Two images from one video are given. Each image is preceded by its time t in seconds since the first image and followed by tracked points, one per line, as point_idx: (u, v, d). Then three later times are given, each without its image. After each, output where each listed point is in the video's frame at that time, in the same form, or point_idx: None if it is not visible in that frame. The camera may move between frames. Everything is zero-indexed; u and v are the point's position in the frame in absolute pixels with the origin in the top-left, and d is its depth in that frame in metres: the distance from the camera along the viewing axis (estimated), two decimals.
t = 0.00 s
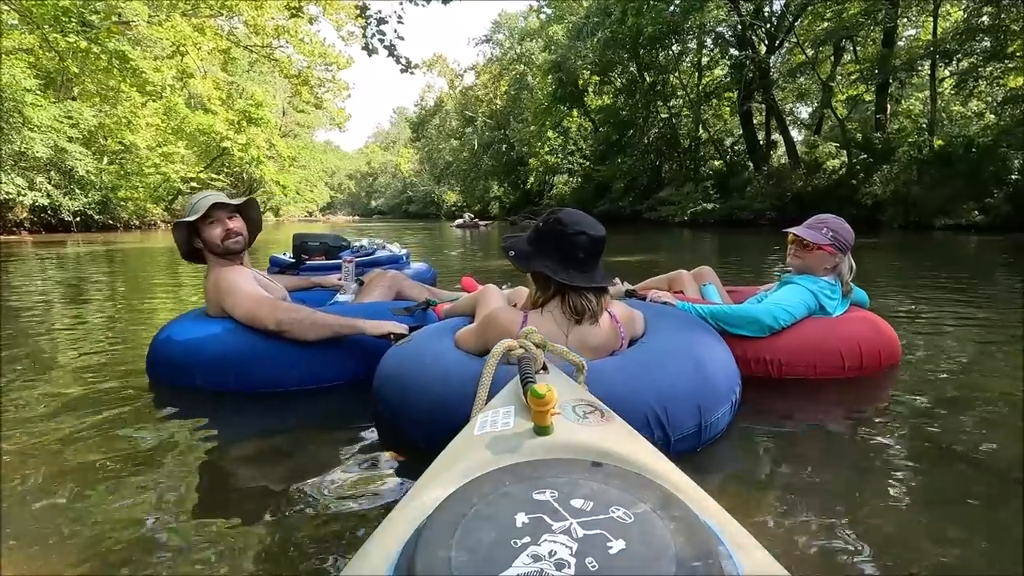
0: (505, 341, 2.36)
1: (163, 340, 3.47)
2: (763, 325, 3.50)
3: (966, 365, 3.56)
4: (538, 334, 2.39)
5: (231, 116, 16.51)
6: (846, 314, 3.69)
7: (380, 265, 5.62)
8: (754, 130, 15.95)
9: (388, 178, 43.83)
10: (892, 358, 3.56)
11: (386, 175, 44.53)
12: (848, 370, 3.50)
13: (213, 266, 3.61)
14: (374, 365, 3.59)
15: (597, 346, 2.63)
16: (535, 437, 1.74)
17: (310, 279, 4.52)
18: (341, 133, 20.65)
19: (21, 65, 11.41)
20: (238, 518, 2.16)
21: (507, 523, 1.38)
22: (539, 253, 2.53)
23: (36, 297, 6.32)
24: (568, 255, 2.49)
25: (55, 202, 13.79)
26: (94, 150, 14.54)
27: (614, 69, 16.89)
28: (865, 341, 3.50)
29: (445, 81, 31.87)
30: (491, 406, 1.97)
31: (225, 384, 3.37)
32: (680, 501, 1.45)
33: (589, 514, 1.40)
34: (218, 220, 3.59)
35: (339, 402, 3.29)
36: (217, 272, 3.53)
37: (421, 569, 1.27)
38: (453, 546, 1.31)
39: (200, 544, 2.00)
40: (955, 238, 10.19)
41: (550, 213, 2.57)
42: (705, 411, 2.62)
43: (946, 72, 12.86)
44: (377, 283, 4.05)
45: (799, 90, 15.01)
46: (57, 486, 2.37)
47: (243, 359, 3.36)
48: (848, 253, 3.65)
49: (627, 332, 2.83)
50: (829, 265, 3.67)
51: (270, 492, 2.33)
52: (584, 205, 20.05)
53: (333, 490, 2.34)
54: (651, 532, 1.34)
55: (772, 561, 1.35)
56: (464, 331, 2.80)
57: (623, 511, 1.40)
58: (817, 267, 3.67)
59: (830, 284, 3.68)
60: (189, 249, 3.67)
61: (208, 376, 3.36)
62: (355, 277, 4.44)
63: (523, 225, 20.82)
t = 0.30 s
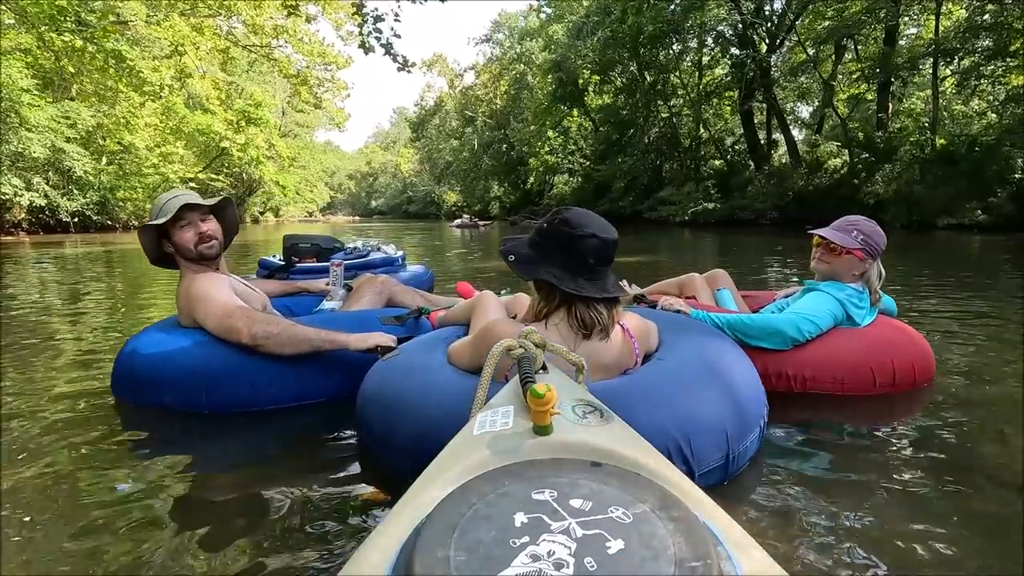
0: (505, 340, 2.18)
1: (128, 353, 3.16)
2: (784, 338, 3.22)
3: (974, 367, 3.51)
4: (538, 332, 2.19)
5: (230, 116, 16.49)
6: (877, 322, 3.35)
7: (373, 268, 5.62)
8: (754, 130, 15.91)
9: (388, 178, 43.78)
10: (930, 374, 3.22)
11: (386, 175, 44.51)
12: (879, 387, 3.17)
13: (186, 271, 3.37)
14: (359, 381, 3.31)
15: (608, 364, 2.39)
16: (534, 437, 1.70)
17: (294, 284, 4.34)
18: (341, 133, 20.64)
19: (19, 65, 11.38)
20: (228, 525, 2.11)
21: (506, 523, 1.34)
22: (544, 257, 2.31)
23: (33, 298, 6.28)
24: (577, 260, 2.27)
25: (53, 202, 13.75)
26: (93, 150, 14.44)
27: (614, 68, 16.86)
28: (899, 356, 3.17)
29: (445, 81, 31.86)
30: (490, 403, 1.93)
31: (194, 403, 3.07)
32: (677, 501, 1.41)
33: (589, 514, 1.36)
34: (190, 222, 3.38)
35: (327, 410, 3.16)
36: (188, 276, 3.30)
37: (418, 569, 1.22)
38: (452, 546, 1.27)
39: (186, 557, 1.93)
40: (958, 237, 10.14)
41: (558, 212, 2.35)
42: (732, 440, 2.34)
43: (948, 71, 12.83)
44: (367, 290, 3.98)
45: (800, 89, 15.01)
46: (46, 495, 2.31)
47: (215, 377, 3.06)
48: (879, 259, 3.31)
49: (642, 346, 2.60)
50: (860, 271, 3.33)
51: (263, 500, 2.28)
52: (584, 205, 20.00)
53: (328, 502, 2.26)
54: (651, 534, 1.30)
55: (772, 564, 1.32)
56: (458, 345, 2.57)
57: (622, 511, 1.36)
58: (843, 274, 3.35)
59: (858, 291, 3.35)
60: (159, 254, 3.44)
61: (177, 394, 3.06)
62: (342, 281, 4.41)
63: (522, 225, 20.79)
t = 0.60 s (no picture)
0: (499, 343, 2.14)
1: (86, 369, 2.93)
2: (812, 350, 3.07)
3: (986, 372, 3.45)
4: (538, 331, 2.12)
5: (230, 117, 16.49)
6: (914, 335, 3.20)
7: (367, 270, 5.59)
8: (756, 129, 15.86)
9: (388, 178, 43.73)
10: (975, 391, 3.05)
11: (386, 175, 44.49)
12: (919, 406, 3.00)
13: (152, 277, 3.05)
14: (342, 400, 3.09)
15: (618, 380, 2.29)
16: (534, 438, 1.66)
17: (279, 290, 4.28)
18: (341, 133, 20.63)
19: (17, 65, 11.37)
20: (226, 539, 2.09)
21: (506, 525, 1.30)
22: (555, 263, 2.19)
23: (32, 299, 6.26)
24: (590, 269, 2.15)
25: (51, 202, 13.74)
26: (93, 151, 14.49)
27: (615, 67, 16.82)
28: (941, 372, 3.00)
29: (445, 81, 31.84)
30: (490, 404, 1.89)
31: (159, 426, 2.84)
32: (677, 502, 1.38)
33: (588, 515, 1.33)
34: (156, 224, 3.05)
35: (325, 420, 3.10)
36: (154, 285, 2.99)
37: (420, 569, 1.19)
38: (453, 547, 1.24)
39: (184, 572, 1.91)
40: (962, 237, 10.07)
41: (572, 213, 2.21)
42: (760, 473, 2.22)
43: (951, 69, 12.77)
44: (354, 294, 3.89)
45: (801, 88, 14.94)
46: (42, 502, 2.28)
47: (180, 397, 2.82)
48: (917, 265, 3.16)
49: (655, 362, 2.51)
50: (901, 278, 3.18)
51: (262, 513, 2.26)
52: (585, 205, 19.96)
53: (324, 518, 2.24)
54: (653, 535, 1.26)
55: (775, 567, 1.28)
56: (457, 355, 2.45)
57: (623, 511, 1.33)
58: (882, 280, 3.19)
59: (896, 299, 3.20)
60: (121, 259, 3.12)
61: (139, 416, 2.82)
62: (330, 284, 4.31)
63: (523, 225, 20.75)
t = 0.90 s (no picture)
0: (497, 345, 2.14)
1: (80, 375, 2.85)
2: (812, 347, 3.07)
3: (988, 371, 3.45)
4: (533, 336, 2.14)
5: (232, 117, 16.51)
6: (924, 337, 3.14)
7: (369, 270, 5.59)
8: (758, 128, 15.81)
9: (390, 179, 43.70)
10: (986, 395, 2.99)
11: (388, 175, 44.51)
12: (922, 407, 2.97)
13: (145, 278, 3.01)
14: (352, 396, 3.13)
15: (617, 382, 2.30)
16: (528, 442, 1.67)
17: (270, 290, 4.25)
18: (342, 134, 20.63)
19: (20, 67, 11.42)
20: (228, 539, 2.10)
21: (498, 529, 1.30)
22: (558, 268, 2.18)
23: (36, 299, 6.29)
24: (595, 275, 2.15)
25: (54, 204, 13.78)
26: (97, 152, 14.61)
27: (617, 66, 16.82)
28: (949, 375, 2.95)
29: (447, 81, 31.88)
30: (485, 407, 1.90)
31: (165, 429, 2.81)
32: (670, 507, 1.38)
33: (581, 520, 1.33)
34: (152, 223, 3.03)
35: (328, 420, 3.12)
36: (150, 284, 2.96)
37: (411, 571, 1.19)
38: (445, 550, 1.24)
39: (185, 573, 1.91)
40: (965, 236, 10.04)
41: (577, 217, 2.18)
42: (753, 474, 2.23)
43: (954, 67, 12.74)
44: (352, 294, 3.88)
45: (803, 86, 14.79)
46: (45, 505, 2.29)
47: (187, 399, 2.80)
48: (933, 262, 3.11)
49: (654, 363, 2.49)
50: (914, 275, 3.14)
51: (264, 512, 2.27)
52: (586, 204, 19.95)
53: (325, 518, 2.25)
54: (645, 541, 1.26)
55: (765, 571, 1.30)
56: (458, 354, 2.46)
57: (615, 517, 1.33)
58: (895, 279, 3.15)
59: (908, 297, 3.16)
60: (113, 259, 3.08)
61: (142, 420, 2.78)
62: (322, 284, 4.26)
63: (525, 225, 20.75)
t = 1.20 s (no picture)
0: (498, 345, 2.17)
1: (90, 379, 2.83)
2: (811, 348, 3.08)
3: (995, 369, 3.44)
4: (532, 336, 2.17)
5: (236, 119, 16.61)
6: (931, 338, 3.10)
7: (375, 271, 5.61)
8: (762, 126, 15.77)
9: (394, 179, 43.78)
10: (993, 398, 2.93)
11: (392, 176, 44.59)
12: (924, 407, 2.94)
13: (150, 283, 3.01)
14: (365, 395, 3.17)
15: (623, 380, 2.32)
16: (526, 441, 1.68)
17: (259, 290, 4.21)
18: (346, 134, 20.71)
19: (27, 71, 11.52)
20: (235, 537, 2.12)
21: (497, 528, 1.31)
22: (557, 274, 2.18)
23: (44, 301, 6.34)
24: (595, 278, 2.15)
25: (62, 207, 13.83)
26: (103, 155, 14.56)
27: (620, 66, 16.84)
28: (952, 377, 2.92)
29: (450, 81, 31.97)
30: (484, 406, 1.91)
31: (184, 432, 2.83)
32: (668, 506, 1.39)
33: (579, 519, 1.34)
34: (160, 228, 3.01)
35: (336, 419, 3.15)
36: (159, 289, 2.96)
37: (410, 570, 1.20)
38: (443, 550, 1.24)
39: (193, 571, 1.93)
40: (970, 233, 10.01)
41: (575, 223, 2.19)
42: (749, 464, 2.26)
43: (958, 64, 12.71)
44: (351, 295, 3.89)
45: (808, 84, 14.38)
46: (54, 504, 2.31)
47: (208, 403, 2.82)
48: (949, 262, 3.05)
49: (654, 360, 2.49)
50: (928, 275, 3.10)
51: (271, 511, 2.29)
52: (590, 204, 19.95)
53: (333, 515, 2.26)
54: (643, 540, 1.27)
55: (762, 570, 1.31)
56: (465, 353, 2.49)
57: (613, 516, 1.34)
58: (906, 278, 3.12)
59: (921, 297, 3.12)
60: (117, 262, 3.05)
61: (162, 424, 2.80)
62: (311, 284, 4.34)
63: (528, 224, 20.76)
